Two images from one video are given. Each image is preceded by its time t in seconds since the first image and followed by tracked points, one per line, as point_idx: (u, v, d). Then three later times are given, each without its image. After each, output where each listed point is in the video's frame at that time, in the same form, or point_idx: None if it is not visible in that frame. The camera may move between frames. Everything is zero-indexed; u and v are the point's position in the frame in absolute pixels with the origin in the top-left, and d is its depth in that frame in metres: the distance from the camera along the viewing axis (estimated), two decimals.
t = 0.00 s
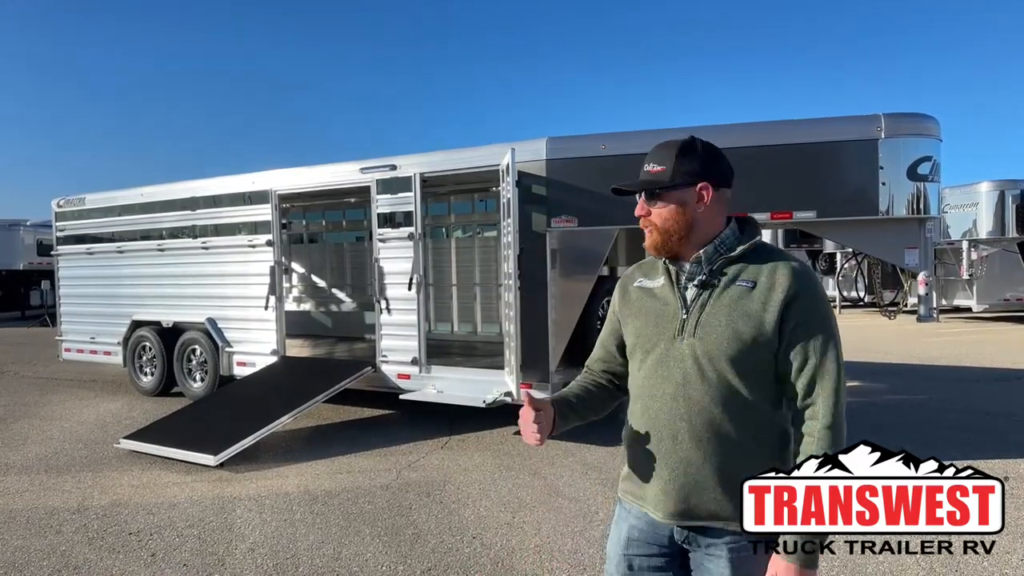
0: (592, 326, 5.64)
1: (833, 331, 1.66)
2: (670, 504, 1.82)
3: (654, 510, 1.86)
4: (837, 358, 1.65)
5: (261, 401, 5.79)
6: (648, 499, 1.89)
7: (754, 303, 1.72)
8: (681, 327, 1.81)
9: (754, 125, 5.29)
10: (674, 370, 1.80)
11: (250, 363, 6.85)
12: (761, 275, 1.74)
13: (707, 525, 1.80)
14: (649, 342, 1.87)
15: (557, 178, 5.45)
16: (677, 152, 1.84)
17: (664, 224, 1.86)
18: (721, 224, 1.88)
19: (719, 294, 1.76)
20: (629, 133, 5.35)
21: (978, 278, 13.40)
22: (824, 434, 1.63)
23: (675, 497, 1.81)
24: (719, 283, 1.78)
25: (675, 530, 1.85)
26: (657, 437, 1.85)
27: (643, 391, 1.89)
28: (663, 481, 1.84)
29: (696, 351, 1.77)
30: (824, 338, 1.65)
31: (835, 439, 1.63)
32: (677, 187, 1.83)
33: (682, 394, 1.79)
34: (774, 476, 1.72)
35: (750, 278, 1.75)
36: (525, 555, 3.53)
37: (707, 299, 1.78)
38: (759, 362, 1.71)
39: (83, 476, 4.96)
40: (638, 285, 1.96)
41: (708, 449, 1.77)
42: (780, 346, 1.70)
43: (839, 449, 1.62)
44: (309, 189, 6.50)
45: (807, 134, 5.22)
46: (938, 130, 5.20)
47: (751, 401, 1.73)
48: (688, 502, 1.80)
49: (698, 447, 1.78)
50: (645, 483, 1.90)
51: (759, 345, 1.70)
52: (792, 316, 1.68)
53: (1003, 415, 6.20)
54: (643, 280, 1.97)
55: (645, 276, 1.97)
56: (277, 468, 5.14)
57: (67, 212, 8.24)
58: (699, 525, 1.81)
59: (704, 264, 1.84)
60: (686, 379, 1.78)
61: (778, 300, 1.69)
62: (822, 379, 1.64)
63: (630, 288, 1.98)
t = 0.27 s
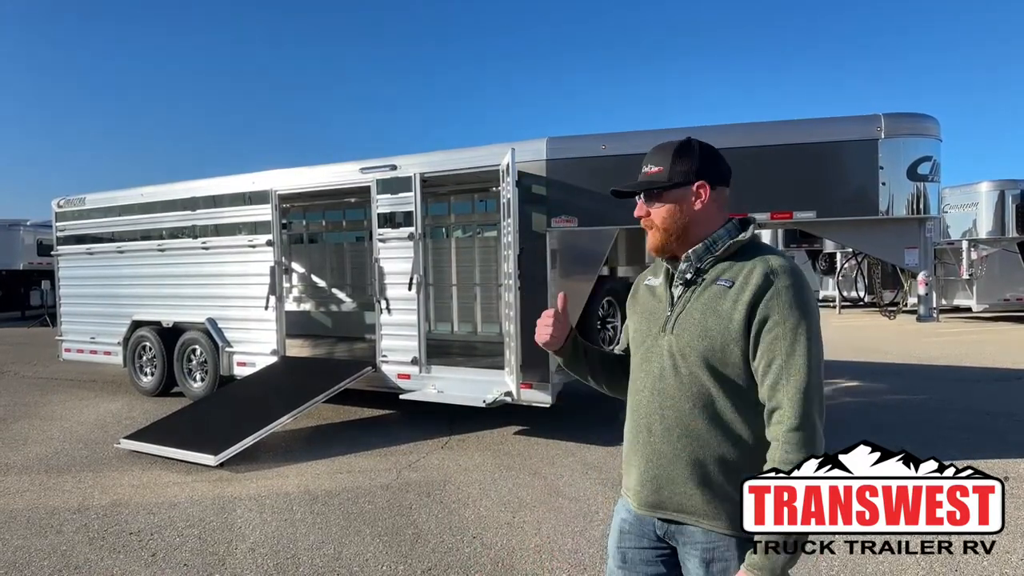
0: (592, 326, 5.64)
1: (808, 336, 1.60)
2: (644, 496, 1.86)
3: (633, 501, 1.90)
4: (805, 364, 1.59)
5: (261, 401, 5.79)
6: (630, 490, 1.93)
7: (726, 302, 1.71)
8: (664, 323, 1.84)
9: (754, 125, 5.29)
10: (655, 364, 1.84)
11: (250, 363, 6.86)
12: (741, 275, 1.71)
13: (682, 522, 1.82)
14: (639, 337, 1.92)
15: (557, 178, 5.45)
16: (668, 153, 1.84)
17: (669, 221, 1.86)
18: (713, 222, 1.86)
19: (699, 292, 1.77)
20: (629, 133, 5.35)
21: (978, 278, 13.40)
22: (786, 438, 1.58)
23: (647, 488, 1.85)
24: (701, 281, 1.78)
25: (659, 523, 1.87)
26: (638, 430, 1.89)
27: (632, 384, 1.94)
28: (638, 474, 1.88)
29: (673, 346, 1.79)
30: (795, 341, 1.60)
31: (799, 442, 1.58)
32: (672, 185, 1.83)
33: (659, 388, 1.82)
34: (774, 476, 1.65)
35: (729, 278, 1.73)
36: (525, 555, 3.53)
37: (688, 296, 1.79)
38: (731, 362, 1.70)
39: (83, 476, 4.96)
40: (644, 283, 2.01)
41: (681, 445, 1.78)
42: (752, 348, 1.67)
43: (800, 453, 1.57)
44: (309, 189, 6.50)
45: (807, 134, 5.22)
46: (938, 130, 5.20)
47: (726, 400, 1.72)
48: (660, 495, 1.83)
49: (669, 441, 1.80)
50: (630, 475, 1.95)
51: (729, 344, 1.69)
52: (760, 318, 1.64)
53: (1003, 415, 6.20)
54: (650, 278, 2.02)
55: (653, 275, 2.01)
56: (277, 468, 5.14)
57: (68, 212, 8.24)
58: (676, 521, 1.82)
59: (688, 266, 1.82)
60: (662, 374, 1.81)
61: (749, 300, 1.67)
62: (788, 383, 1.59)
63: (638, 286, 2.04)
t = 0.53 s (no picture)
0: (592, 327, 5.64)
1: (823, 330, 1.64)
2: (654, 498, 1.80)
3: (640, 504, 1.84)
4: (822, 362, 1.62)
5: (261, 401, 5.80)
6: (634, 493, 1.87)
7: (744, 301, 1.70)
8: (674, 321, 1.81)
9: (754, 126, 5.29)
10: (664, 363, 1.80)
11: (250, 363, 6.86)
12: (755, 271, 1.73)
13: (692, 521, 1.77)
14: (644, 336, 1.88)
15: (558, 179, 5.46)
16: (696, 147, 1.80)
17: (694, 217, 1.84)
18: (723, 220, 1.89)
19: (711, 290, 1.76)
20: (629, 133, 5.35)
21: (978, 278, 13.40)
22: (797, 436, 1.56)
23: (657, 489, 1.80)
24: (713, 279, 1.78)
25: (661, 524, 1.83)
26: (643, 429, 1.85)
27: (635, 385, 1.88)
28: (646, 476, 1.83)
29: (686, 344, 1.76)
30: (810, 339, 1.62)
31: (801, 442, 1.56)
32: (700, 181, 1.80)
33: (671, 387, 1.78)
34: (774, 475, 1.74)
35: (744, 277, 1.74)
36: (526, 555, 3.54)
37: (700, 294, 1.77)
38: (746, 359, 1.69)
39: (84, 476, 4.97)
40: (639, 283, 1.97)
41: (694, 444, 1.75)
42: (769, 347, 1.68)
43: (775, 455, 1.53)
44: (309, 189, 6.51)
45: (806, 134, 5.22)
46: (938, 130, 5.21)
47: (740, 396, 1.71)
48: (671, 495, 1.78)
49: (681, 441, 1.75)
50: (631, 476, 1.90)
51: (745, 341, 1.68)
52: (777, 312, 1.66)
53: (1003, 415, 6.21)
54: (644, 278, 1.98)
55: (647, 275, 1.98)
56: (277, 468, 5.15)
57: (68, 212, 8.25)
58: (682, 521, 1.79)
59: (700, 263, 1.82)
60: (672, 372, 1.77)
61: (768, 298, 1.67)
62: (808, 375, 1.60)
63: (632, 286, 2.00)
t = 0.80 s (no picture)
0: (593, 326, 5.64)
1: (829, 326, 1.76)
2: (680, 502, 1.76)
3: (662, 510, 1.79)
4: (833, 351, 1.75)
5: (261, 401, 5.80)
6: (651, 500, 1.81)
7: (763, 299, 1.74)
8: (690, 321, 1.77)
9: (754, 125, 5.29)
10: (682, 364, 1.76)
11: (250, 363, 6.86)
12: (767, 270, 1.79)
13: (711, 522, 1.77)
14: (652, 337, 1.82)
15: (558, 178, 5.46)
16: (710, 144, 1.81)
17: (708, 212, 1.83)
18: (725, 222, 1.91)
19: (727, 289, 1.77)
20: (629, 132, 5.35)
21: (978, 278, 13.40)
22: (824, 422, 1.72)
23: (683, 494, 1.76)
24: (727, 279, 1.79)
25: (679, 532, 1.80)
26: (662, 435, 1.79)
27: (645, 389, 1.82)
28: (666, 480, 1.79)
29: (708, 344, 1.74)
30: (822, 331, 1.74)
31: (826, 428, 1.71)
32: (715, 177, 1.81)
33: (692, 388, 1.75)
34: (774, 475, 1.68)
35: (757, 276, 1.77)
36: (526, 555, 3.54)
37: (717, 294, 1.77)
38: (763, 357, 1.74)
39: (84, 476, 4.97)
40: (633, 282, 1.90)
41: (716, 444, 1.74)
42: (787, 342, 1.75)
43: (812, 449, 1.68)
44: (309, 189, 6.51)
45: (807, 133, 5.22)
46: (938, 130, 5.20)
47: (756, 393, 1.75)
48: (697, 497, 1.75)
49: (709, 442, 1.75)
50: (644, 483, 1.84)
51: (767, 338, 1.74)
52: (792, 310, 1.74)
53: (1004, 415, 6.20)
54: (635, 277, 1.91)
55: (638, 274, 1.91)
56: (277, 468, 5.14)
57: (68, 212, 8.25)
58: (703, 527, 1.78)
59: (711, 260, 1.82)
60: (694, 374, 1.74)
61: (786, 295, 1.73)
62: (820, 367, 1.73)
63: (624, 285, 1.92)
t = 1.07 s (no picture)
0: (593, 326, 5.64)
1: (824, 327, 1.87)
2: (702, 504, 1.74)
3: (684, 514, 1.75)
4: (828, 346, 1.87)
5: (262, 401, 5.80)
6: (671, 505, 1.77)
7: (774, 301, 1.78)
8: (706, 323, 1.75)
9: (755, 125, 5.29)
10: (701, 367, 1.74)
11: (251, 363, 6.86)
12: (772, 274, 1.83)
13: (728, 525, 1.78)
14: (665, 341, 1.77)
15: (558, 178, 5.46)
16: (716, 144, 1.81)
17: (715, 213, 1.83)
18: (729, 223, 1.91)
19: (739, 291, 1.78)
20: (629, 132, 5.35)
21: (978, 278, 13.39)
22: (827, 411, 1.82)
23: (706, 496, 1.74)
24: (737, 281, 1.80)
25: (698, 534, 1.77)
26: (679, 438, 1.76)
27: (659, 393, 1.77)
28: (686, 484, 1.76)
29: (726, 346, 1.74)
30: (819, 328, 1.86)
31: (830, 416, 1.82)
32: (722, 177, 1.81)
33: (710, 391, 1.73)
34: (774, 476, 1.73)
35: (765, 276, 1.81)
36: (526, 555, 3.53)
37: (732, 295, 1.77)
38: (773, 357, 1.78)
39: (84, 476, 4.97)
40: (638, 284, 1.84)
41: (734, 444, 1.74)
42: (792, 339, 1.83)
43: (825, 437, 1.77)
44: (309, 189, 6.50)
45: (806, 133, 5.22)
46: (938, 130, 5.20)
47: (767, 393, 1.78)
48: (717, 498, 1.75)
49: (727, 442, 1.74)
50: (660, 488, 1.80)
51: (779, 336, 1.78)
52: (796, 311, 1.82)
53: (1004, 415, 6.20)
54: (639, 279, 1.85)
55: (641, 276, 1.86)
56: (277, 468, 5.14)
57: (68, 212, 8.25)
58: (721, 527, 1.78)
59: (719, 261, 1.82)
60: (714, 375, 1.73)
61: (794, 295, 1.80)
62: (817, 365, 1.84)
63: (627, 287, 1.85)
